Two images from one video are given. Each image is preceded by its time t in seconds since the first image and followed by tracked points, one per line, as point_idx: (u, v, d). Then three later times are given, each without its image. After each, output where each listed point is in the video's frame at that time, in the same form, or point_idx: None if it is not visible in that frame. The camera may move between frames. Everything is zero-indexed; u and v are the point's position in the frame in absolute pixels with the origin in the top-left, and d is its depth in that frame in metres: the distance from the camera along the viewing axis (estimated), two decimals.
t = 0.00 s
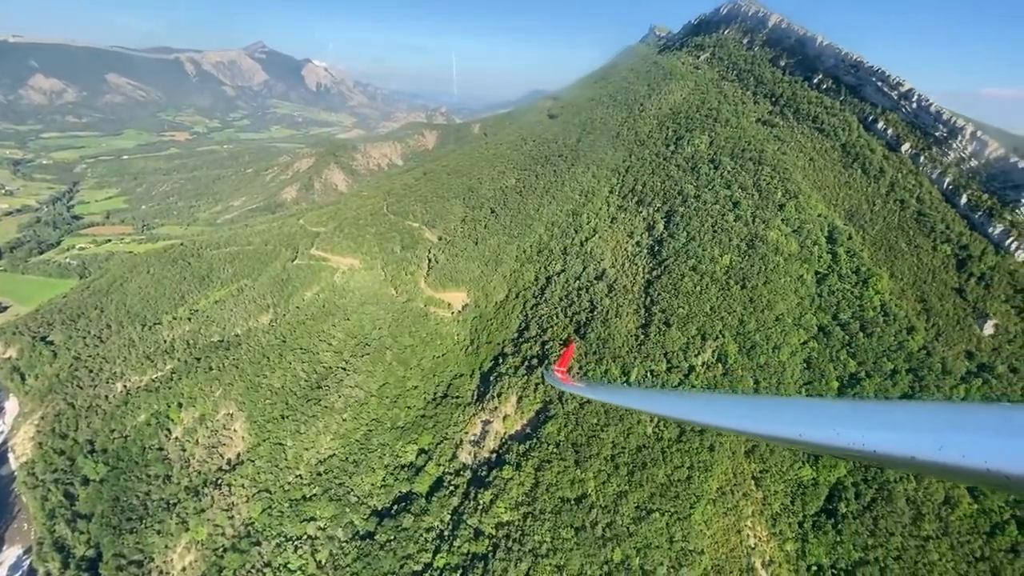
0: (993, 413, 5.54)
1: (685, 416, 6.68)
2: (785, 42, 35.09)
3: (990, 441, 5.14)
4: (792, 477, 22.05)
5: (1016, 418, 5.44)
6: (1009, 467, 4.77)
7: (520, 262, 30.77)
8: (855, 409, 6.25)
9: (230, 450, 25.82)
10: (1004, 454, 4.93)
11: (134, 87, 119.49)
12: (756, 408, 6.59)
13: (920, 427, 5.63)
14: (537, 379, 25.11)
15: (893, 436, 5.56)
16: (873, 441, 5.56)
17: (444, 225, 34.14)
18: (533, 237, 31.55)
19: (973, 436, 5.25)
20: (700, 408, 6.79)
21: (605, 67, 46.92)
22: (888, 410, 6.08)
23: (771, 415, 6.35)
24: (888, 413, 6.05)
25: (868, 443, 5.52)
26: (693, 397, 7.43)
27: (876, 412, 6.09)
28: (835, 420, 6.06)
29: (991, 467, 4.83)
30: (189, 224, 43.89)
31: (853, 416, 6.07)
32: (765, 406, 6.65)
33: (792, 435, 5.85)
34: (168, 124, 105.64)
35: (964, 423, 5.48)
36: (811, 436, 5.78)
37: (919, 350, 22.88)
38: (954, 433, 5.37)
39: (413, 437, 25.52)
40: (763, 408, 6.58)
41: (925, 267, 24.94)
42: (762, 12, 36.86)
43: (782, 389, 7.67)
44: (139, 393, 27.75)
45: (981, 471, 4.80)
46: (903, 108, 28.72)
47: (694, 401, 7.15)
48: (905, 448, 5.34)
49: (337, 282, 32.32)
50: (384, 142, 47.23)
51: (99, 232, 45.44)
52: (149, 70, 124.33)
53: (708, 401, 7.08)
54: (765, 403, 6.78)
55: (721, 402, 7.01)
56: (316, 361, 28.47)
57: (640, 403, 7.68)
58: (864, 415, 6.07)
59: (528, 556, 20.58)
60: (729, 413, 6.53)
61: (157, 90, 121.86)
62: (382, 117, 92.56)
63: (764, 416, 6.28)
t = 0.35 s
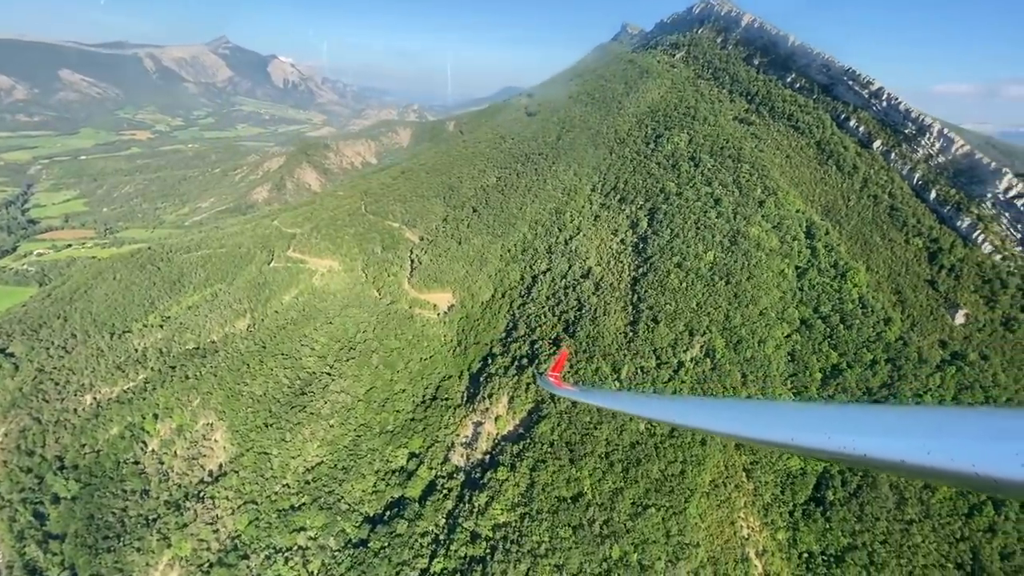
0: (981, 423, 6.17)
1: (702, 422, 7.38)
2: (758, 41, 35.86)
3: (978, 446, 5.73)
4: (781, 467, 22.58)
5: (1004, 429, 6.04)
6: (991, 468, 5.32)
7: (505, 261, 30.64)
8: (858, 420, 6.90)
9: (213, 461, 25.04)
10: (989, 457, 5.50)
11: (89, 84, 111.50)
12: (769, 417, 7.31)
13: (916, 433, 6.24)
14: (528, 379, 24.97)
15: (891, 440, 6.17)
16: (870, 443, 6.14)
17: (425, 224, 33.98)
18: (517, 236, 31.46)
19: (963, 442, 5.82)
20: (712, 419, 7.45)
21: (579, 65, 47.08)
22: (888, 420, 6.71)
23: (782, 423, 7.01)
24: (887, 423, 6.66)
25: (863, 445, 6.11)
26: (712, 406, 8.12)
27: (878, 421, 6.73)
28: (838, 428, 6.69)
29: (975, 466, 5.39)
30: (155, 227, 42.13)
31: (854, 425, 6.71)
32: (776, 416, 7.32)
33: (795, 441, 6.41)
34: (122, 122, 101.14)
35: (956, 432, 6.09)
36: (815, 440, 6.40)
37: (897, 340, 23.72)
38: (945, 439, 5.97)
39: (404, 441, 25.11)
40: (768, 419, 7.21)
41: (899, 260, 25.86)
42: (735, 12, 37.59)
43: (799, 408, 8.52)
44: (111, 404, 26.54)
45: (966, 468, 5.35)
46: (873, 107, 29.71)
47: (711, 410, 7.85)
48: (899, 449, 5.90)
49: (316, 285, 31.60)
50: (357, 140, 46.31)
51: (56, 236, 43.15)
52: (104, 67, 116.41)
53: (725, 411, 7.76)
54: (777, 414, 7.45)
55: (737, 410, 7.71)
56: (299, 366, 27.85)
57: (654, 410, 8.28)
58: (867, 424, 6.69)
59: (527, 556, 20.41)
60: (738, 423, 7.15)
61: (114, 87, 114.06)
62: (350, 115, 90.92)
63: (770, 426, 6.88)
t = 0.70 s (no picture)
0: (971, 439, 6.76)
1: (695, 436, 7.69)
2: (731, 43, 36.63)
3: (969, 460, 6.31)
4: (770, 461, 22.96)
5: (986, 440, 6.66)
6: (979, 482, 5.93)
7: (489, 263, 30.52)
8: (852, 432, 7.37)
9: (192, 477, 23.77)
10: (981, 472, 6.08)
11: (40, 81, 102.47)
12: (768, 430, 7.59)
13: (912, 446, 6.77)
14: (518, 381, 24.74)
15: (886, 455, 6.67)
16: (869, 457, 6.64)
17: (405, 227, 33.87)
18: (501, 238, 31.36)
19: (956, 458, 6.39)
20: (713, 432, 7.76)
21: (553, 65, 47.19)
22: (881, 431, 7.24)
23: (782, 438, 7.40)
24: (882, 434, 7.17)
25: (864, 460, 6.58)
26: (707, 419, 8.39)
27: (870, 433, 7.25)
28: (836, 441, 7.14)
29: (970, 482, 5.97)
30: (118, 232, 40.27)
31: (849, 438, 7.18)
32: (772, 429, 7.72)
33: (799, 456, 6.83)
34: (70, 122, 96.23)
35: (945, 446, 6.64)
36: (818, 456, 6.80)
37: (874, 334, 24.51)
38: (938, 453, 6.54)
39: (394, 448, 24.58)
40: (768, 433, 7.59)
41: (873, 257, 26.74)
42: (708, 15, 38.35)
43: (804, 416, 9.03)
44: (80, 419, 25.24)
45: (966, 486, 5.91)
46: (844, 108, 30.68)
47: (716, 423, 8.17)
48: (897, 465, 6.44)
49: (293, 290, 31.22)
50: (330, 140, 45.32)
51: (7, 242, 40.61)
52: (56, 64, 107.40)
53: (723, 424, 8.04)
54: (771, 426, 7.90)
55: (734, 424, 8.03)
56: (280, 375, 27.10)
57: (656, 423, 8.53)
58: (862, 437, 7.17)
59: (525, 560, 20.18)
60: (741, 436, 7.50)
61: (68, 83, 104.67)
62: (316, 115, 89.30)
63: (772, 440, 7.28)
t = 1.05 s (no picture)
0: (973, 438, 5.45)
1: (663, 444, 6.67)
2: (701, 53, 37.59)
3: (963, 467, 5.00)
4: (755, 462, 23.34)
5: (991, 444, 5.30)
6: (966, 491, 4.73)
7: (470, 270, 30.24)
8: (835, 435, 6.09)
9: (163, 501, 22.34)
10: (971, 481, 4.81)
11: None
12: (739, 434, 6.44)
13: (899, 452, 5.48)
14: (506, 391, 24.38)
15: (865, 459, 5.46)
16: (845, 464, 5.42)
17: (381, 235, 33.46)
18: (481, 245, 31.16)
19: (948, 463, 5.10)
20: (681, 438, 6.70)
21: (523, 72, 47.35)
22: (870, 435, 5.92)
23: (752, 441, 6.23)
24: (868, 439, 5.86)
25: (839, 467, 5.40)
26: (681, 423, 7.34)
27: (852, 434, 6.01)
28: (811, 446, 5.89)
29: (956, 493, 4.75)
30: (72, 243, 38.10)
31: (829, 439, 5.96)
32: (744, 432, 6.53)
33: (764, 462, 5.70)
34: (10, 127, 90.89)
35: (938, 450, 5.34)
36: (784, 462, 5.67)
37: (848, 335, 25.26)
38: (928, 459, 5.21)
39: (379, 462, 23.87)
40: (739, 435, 6.43)
41: (844, 260, 27.66)
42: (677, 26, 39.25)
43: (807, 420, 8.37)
44: (36, 443, 23.61)
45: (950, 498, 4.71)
46: (812, 117, 31.75)
47: (685, 427, 7.07)
48: (875, 473, 5.23)
49: (266, 301, 30.40)
50: (297, 147, 44.16)
51: None
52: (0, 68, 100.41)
53: (694, 427, 6.96)
54: (745, 427, 6.69)
55: (706, 428, 6.88)
56: (256, 391, 26.03)
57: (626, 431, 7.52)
58: (846, 441, 5.88)
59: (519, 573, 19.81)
60: (707, 442, 6.43)
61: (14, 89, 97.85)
62: (278, 122, 87.49)
63: (738, 445, 6.17)
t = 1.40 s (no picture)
0: (947, 447, 5.07)
1: (632, 444, 6.06)
2: (662, 77, 39.08)
3: (936, 474, 4.65)
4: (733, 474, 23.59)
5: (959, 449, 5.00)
6: (944, 499, 4.33)
7: (443, 287, 29.82)
8: (802, 439, 5.69)
9: (117, 542, 20.43)
10: (947, 487, 4.43)
11: None
12: (711, 438, 5.91)
13: (862, 456, 5.12)
14: (484, 410, 23.89)
15: (837, 464, 5.02)
16: (819, 469, 4.95)
17: (348, 253, 32.83)
18: (453, 262, 30.82)
19: (915, 467, 4.77)
20: (651, 438, 6.11)
21: (487, 90, 47.68)
22: (842, 439, 5.52)
23: (715, 443, 5.78)
24: (835, 442, 5.49)
25: (808, 470, 4.95)
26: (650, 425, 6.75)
27: (826, 439, 5.55)
28: (774, 448, 5.47)
29: (930, 500, 4.36)
30: (3, 263, 35.13)
31: (802, 444, 5.49)
32: (709, 434, 6.09)
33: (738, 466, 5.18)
34: None
35: (909, 456, 4.98)
36: (753, 465, 5.20)
37: (813, 346, 26.05)
38: (898, 464, 4.86)
39: (353, 489, 22.83)
40: (712, 439, 5.89)
41: (805, 274, 28.71)
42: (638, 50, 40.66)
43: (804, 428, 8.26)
44: None
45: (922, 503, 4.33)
46: (769, 138, 33.32)
47: (654, 427, 6.50)
48: (847, 479, 4.80)
49: (226, 322, 29.11)
50: (255, 161, 43.50)
51: None
52: None
53: (662, 427, 6.49)
54: (716, 432, 6.18)
55: (670, 429, 6.44)
56: (218, 419, 24.57)
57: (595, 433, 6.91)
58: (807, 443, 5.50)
59: None
60: (678, 444, 5.86)
61: None
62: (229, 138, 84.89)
63: (711, 448, 5.63)
